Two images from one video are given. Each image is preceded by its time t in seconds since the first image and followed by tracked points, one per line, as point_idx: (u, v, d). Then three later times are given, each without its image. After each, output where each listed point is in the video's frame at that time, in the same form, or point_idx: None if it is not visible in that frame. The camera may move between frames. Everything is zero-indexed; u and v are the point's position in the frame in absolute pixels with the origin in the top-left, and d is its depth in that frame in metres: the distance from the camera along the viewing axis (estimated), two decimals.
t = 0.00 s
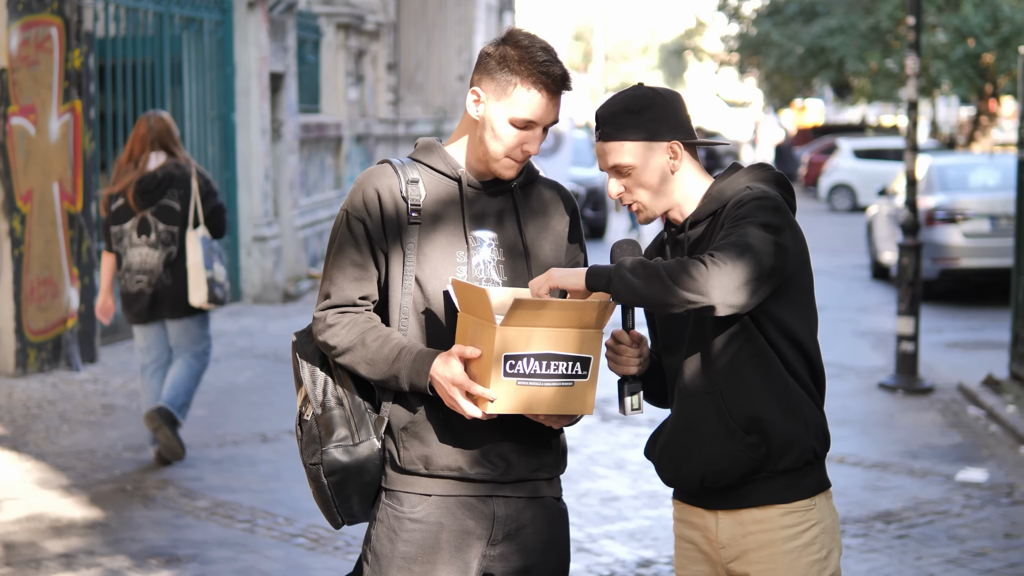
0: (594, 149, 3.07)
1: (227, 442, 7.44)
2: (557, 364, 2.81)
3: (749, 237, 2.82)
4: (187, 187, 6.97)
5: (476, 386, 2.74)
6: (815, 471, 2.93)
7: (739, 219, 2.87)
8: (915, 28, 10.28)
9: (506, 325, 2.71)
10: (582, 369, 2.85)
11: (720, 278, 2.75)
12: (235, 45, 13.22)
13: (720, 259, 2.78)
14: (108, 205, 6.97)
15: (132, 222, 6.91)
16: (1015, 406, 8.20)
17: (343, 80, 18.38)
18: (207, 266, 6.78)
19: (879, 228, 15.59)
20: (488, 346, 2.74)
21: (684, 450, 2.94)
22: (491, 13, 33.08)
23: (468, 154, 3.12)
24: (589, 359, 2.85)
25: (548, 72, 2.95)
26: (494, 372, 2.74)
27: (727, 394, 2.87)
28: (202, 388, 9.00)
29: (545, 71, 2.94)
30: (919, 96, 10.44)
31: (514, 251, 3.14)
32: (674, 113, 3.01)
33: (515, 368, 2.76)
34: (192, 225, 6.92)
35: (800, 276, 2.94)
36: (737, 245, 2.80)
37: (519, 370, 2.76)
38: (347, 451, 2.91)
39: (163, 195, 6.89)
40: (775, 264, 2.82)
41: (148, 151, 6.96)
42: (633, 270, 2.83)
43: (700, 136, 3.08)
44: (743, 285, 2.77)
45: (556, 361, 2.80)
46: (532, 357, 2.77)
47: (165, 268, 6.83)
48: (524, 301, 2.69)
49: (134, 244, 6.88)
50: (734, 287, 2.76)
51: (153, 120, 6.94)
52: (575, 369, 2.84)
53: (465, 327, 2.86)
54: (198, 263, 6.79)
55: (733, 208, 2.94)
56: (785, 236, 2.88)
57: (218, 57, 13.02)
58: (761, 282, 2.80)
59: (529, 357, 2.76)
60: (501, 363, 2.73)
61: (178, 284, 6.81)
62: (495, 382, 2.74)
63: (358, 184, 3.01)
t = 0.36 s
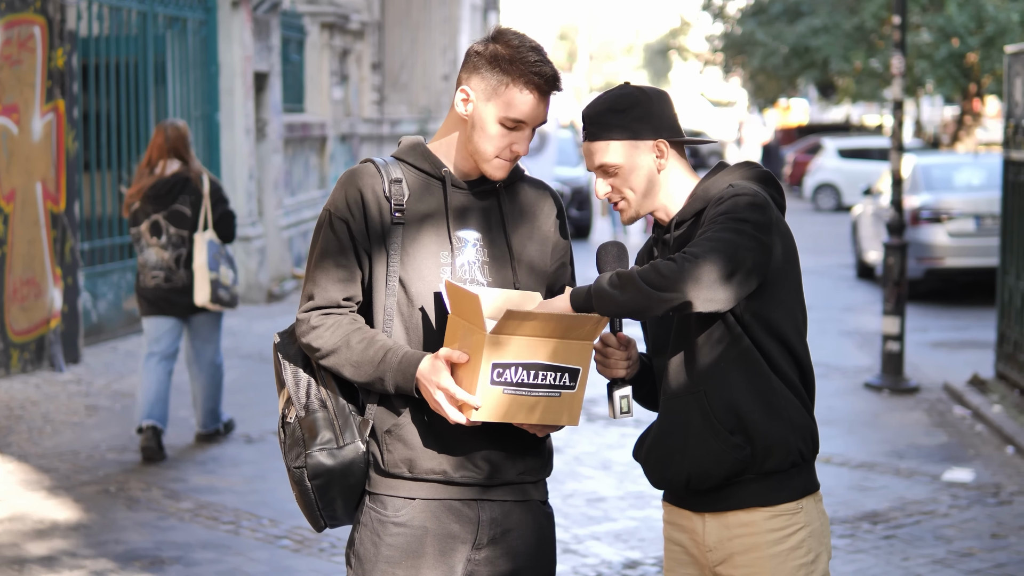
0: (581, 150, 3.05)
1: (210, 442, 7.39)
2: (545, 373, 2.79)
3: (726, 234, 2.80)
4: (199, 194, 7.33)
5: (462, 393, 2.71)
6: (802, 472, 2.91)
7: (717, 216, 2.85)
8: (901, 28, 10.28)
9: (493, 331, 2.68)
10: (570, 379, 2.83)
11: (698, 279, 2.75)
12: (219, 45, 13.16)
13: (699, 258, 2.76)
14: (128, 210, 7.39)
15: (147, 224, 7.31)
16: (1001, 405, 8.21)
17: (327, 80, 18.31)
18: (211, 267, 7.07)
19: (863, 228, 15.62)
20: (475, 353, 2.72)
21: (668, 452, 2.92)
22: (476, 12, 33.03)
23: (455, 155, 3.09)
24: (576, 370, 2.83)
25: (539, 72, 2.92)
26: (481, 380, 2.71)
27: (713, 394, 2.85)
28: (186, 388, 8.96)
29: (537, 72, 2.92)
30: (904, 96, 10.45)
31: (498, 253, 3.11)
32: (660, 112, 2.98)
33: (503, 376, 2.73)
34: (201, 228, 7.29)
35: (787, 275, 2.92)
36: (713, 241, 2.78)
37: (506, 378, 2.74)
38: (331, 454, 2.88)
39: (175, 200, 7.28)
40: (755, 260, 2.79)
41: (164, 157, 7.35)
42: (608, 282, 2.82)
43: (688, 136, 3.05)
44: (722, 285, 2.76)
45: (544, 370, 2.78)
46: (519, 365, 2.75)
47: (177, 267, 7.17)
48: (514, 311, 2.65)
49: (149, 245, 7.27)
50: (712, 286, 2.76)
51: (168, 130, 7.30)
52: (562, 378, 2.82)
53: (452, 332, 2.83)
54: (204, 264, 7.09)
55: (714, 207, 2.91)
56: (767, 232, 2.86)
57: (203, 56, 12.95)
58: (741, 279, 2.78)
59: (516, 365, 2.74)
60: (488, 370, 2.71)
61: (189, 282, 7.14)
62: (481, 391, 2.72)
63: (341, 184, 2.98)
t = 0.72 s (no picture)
0: (584, 145, 3.05)
1: (199, 443, 7.36)
2: (540, 377, 2.78)
3: (732, 238, 2.79)
4: (224, 182, 7.56)
5: (456, 397, 2.70)
6: (801, 475, 2.91)
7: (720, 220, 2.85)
8: (889, 28, 10.30)
9: (488, 336, 2.67)
10: (564, 384, 2.82)
11: (709, 280, 2.73)
12: (206, 45, 13.11)
13: (706, 261, 2.75)
14: (150, 198, 7.51)
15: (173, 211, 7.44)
16: (989, 406, 8.24)
17: (314, 80, 18.28)
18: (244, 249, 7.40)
19: (850, 229, 15.66)
20: (469, 357, 2.70)
21: (669, 456, 2.92)
22: (462, 12, 33.01)
23: (450, 156, 3.08)
24: (571, 374, 2.82)
25: (539, 75, 2.92)
26: (474, 384, 2.70)
27: (713, 397, 2.85)
28: (174, 389, 8.93)
29: (537, 74, 2.91)
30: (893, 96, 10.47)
31: (494, 254, 3.11)
32: (662, 111, 2.96)
33: (497, 380, 2.72)
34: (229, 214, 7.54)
35: (788, 277, 2.92)
36: (720, 244, 2.78)
37: (500, 382, 2.72)
38: (322, 457, 2.85)
39: (201, 188, 7.47)
40: (759, 264, 2.79)
41: (190, 150, 7.54)
42: (613, 280, 2.76)
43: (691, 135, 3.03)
44: (729, 289, 2.75)
45: (538, 375, 2.77)
46: (514, 369, 2.73)
47: (205, 252, 7.40)
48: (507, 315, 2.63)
49: (173, 232, 7.40)
50: (723, 288, 2.74)
51: (195, 123, 7.49)
52: (557, 383, 2.81)
53: (447, 335, 2.81)
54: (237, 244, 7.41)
55: (715, 210, 2.91)
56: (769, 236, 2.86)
57: (190, 57, 12.90)
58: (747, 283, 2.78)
59: (510, 370, 2.73)
60: (482, 374, 2.69)
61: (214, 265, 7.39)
62: (475, 395, 2.71)
63: (334, 185, 2.96)
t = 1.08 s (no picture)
0: (566, 148, 3.04)
1: (180, 444, 7.33)
2: (527, 376, 2.78)
3: (723, 235, 2.79)
4: (223, 179, 8.11)
5: (442, 396, 2.69)
6: (790, 473, 2.91)
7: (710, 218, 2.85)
8: (870, 28, 10.33)
9: (474, 335, 2.67)
10: (550, 383, 2.82)
11: (702, 275, 2.72)
12: (186, 45, 13.06)
13: (698, 257, 2.74)
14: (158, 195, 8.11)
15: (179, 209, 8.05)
16: (970, 405, 8.28)
17: (294, 80, 18.23)
18: (241, 246, 7.90)
19: (830, 228, 15.73)
20: (455, 356, 2.70)
21: (658, 454, 2.92)
22: (442, 12, 32.96)
23: (434, 154, 3.07)
24: (558, 373, 2.82)
25: (523, 72, 2.91)
26: (461, 383, 2.69)
27: (701, 397, 2.85)
28: (155, 389, 8.88)
29: (521, 71, 2.91)
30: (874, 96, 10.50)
31: (480, 253, 3.11)
32: (645, 111, 2.96)
33: (483, 380, 2.72)
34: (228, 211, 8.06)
35: (775, 277, 2.93)
36: (712, 241, 2.78)
37: (487, 382, 2.72)
38: (306, 458, 2.84)
39: (203, 185, 8.05)
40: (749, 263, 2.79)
41: (191, 149, 8.14)
42: (611, 262, 2.80)
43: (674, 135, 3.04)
44: (721, 285, 2.74)
45: (524, 373, 2.77)
46: (500, 368, 2.73)
47: (207, 248, 7.94)
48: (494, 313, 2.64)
49: (180, 228, 8.01)
50: (715, 284, 2.73)
51: (194, 122, 8.11)
52: (543, 383, 2.80)
53: (432, 334, 2.81)
54: (233, 244, 7.90)
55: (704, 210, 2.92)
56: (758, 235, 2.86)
57: (170, 56, 12.84)
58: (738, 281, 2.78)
59: (496, 369, 2.72)
60: (469, 373, 2.69)
61: (217, 260, 7.93)
62: (462, 394, 2.70)
63: (317, 182, 2.94)
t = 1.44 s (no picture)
0: (544, 149, 3.04)
1: (156, 445, 7.29)
2: (506, 380, 2.76)
3: (687, 242, 2.79)
4: (231, 184, 8.36)
5: (420, 398, 2.68)
6: (767, 474, 2.92)
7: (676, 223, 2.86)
8: (846, 28, 10.37)
9: (454, 337, 2.65)
10: (528, 387, 2.80)
11: (667, 288, 2.74)
12: (160, 44, 12.99)
13: (664, 267, 2.75)
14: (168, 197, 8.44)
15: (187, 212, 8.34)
16: (946, 404, 8.33)
17: (269, 80, 18.16)
18: (241, 250, 7.93)
19: (805, 228, 15.80)
20: (434, 358, 2.68)
21: (635, 457, 2.93)
22: (417, 12, 32.90)
23: (411, 153, 3.06)
24: (536, 377, 2.80)
25: (502, 72, 2.91)
26: (440, 386, 2.68)
27: (677, 402, 2.85)
28: (131, 390, 8.83)
29: (500, 71, 2.91)
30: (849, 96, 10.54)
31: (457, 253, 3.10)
32: (622, 111, 2.97)
33: (462, 382, 2.70)
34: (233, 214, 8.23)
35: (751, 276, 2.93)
36: (677, 248, 2.78)
37: (465, 385, 2.71)
38: (283, 459, 2.82)
39: (209, 191, 8.31)
40: (717, 267, 2.80)
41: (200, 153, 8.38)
42: (570, 286, 2.79)
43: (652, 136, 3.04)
44: (688, 294, 2.76)
45: (504, 377, 2.75)
46: (479, 371, 2.71)
47: (215, 248, 8.14)
48: (473, 316, 2.62)
49: (189, 231, 8.24)
50: (684, 292, 2.75)
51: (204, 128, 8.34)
52: (521, 387, 2.79)
53: (411, 336, 2.80)
54: (234, 247, 7.93)
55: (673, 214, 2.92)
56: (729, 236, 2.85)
57: (145, 56, 12.77)
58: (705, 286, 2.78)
59: (475, 372, 2.71)
60: (447, 375, 2.67)
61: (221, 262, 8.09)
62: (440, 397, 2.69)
63: (292, 183, 2.92)
